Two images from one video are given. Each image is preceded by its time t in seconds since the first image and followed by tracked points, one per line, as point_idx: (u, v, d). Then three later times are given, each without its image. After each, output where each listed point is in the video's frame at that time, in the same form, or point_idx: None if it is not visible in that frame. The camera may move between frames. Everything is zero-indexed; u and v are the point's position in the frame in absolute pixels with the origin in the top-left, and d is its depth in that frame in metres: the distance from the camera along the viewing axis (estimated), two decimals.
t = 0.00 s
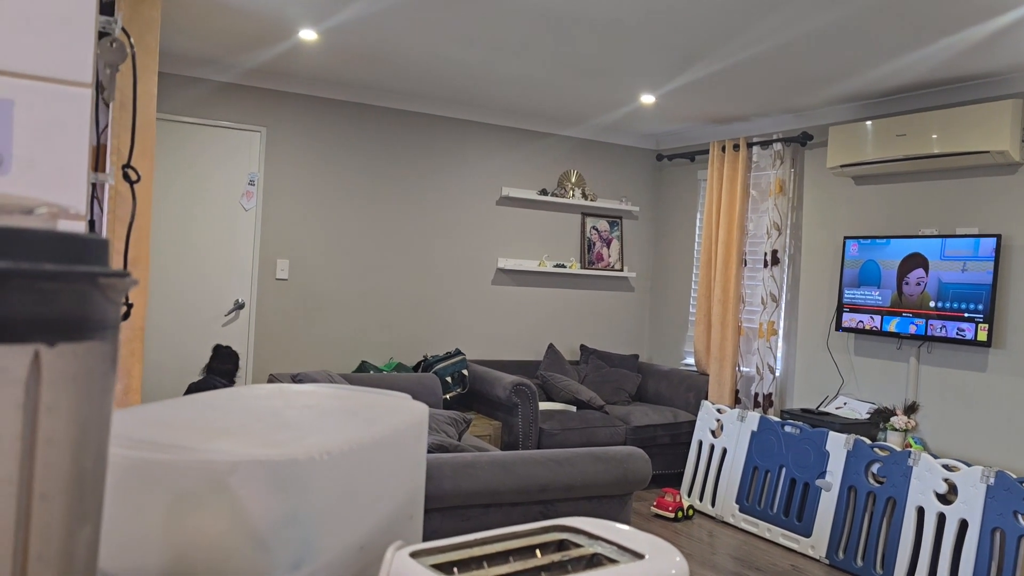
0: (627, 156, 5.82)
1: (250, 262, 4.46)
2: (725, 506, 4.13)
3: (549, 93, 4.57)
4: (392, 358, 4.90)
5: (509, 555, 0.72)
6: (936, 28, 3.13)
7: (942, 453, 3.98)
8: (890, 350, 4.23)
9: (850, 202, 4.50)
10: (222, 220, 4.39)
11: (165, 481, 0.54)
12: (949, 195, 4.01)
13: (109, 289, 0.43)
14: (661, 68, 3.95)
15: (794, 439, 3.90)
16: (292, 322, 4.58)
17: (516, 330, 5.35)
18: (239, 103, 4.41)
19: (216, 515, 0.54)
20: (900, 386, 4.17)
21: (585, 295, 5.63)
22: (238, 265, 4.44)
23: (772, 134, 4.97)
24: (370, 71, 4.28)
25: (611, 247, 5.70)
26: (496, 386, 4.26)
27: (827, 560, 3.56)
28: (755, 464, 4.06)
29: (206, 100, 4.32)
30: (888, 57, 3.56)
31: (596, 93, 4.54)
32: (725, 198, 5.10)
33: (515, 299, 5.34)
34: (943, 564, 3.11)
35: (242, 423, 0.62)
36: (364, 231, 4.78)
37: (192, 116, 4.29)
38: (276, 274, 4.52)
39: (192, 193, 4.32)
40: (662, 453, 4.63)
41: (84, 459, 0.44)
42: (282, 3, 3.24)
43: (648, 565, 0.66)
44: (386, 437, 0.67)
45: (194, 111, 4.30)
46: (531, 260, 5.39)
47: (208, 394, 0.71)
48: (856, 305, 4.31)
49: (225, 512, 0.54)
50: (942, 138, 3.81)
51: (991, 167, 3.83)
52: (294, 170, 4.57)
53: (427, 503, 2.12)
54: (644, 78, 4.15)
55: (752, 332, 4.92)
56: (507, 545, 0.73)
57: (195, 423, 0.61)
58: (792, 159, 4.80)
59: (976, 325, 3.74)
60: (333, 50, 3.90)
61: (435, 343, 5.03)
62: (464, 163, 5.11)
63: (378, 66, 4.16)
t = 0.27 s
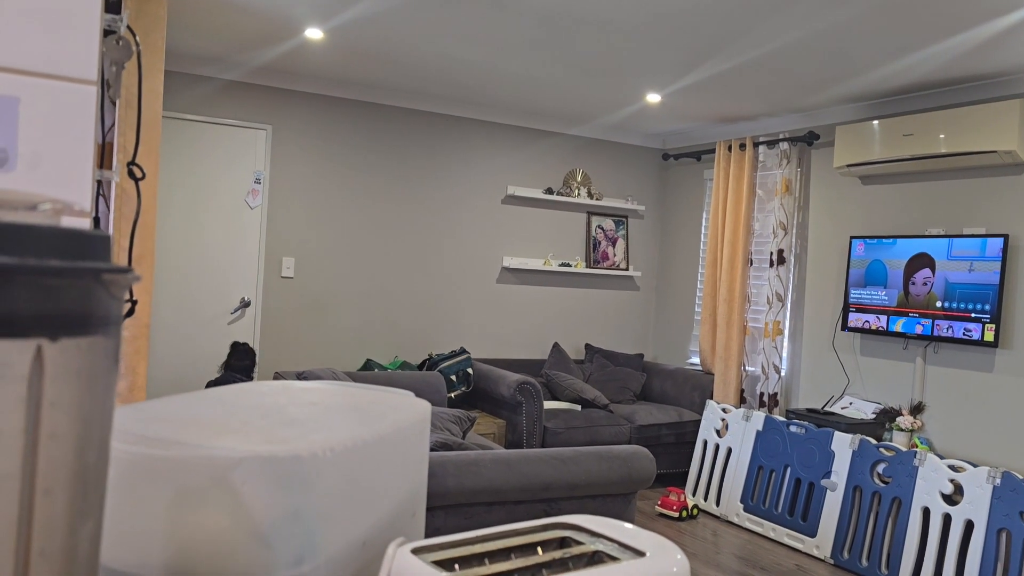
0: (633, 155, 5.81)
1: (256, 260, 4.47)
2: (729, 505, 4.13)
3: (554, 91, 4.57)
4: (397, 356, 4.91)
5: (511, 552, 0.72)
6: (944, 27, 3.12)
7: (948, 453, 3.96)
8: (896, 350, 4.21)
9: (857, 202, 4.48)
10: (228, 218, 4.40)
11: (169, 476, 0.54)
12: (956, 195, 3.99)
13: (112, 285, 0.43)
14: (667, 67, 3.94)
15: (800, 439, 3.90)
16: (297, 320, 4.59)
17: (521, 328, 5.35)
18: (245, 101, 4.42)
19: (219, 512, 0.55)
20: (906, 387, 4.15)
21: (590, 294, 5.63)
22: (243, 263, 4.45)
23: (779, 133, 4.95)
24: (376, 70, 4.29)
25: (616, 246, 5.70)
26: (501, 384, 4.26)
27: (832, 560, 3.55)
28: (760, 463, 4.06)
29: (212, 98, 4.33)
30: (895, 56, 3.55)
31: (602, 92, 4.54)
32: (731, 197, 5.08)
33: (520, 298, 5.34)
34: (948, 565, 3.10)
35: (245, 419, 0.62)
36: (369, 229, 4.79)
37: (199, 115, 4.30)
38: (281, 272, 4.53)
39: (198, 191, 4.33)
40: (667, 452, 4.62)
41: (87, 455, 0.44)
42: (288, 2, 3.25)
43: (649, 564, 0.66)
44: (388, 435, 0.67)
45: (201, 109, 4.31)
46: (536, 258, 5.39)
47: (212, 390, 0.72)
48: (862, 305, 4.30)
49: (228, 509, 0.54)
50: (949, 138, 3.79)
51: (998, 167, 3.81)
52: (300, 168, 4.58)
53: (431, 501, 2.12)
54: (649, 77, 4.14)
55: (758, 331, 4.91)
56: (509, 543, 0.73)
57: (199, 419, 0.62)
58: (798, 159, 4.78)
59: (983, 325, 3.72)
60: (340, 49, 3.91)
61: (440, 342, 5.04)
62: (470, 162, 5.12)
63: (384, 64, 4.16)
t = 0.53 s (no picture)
0: (635, 154, 5.81)
1: (259, 258, 4.48)
2: (731, 505, 4.13)
3: (557, 90, 4.57)
4: (399, 355, 4.91)
5: (511, 550, 0.73)
6: (947, 27, 3.11)
7: (950, 454, 3.96)
8: (899, 350, 4.21)
9: (860, 202, 4.48)
10: (231, 217, 4.41)
11: (172, 473, 0.55)
12: (959, 195, 3.98)
13: (115, 285, 0.44)
14: (669, 66, 3.94)
15: (802, 439, 3.90)
16: (300, 319, 4.60)
17: (523, 327, 5.35)
18: (248, 100, 4.43)
19: (222, 508, 0.55)
20: (909, 387, 4.15)
21: (593, 293, 5.63)
22: (246, 262, 4.46)
23: (782, 133, 4.95)
24: (379, 69, 4.29)
25: (619, 245, 5.70)
26: (504, 383, 4.26)
27: (833, 560, 3.55)
28: (762, 463, 4.06)
29: (216, 97, 4.34)
30: (898, 56, 3.55)
31: (605, 91, 4.54)
32: (734, 196, 5.08)
33: (522, 297, 5.35)
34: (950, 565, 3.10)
35: (249, 417, 0.63)
36: (372, 228, 4.79)
37: (202, 114, 4.31)
38: (284, 270, 4.54)
39: (201, 190, 4.34)
40: (669, 451, 4.63)
41: (92, 454, 0.45)
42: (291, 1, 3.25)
43: (649, 562, 0.67)
44: (389, 433, 0.67)
45: (205, 108, 4.32)
46: (539, 258, 5.39)
47: (217, 388, 0.72)
48: (865, 305, 4.29)
49: (230, 506, 0.55)
50: (953, 136, 3.78)
51: (1002, 167, 3.80)
52: (303, 167, 4.59)
53: (434, 500, 2.13)
54: (652, 76, 4.14)
55: (760, 331, 4.91)
56: (509, 540, 0.73)
57: (204, 416, 0.62)
58: (801, 158, 4.78)
59: (986, 325, 3.72)
60: (343, 48, 3.92)
61: (442, 341, 5.05)
62: (472, 161, 5.12)
63: (387, 63, 4.17)
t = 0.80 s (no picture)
0: (638, 153, 5.80)
1: (262, 256, 4.49)
2: (733, 504, 4.12)
3: (560, 89, 4.56)
4: (402, 353, 4.92)
5: (513, 548, 0.73)
6: (951, 26, 3.10)
7: (953, 453, 3.96)
8: (902, 349, 4.20)
9: (863, 200, 4.47)
10: (234, 214, 4.41)
11: (173, 470, 0.55)
12: (963, 194, 3.97)
13: (118, 283, 0.44)
14: (672, 64, 3.93)
15: (804, 438, 3.89)
16: (303, 316, 4.61)
17: (526, 326, 5.36)
18: (251, 98, 4.43)
19: (223, 506, 0.55)
20: (911, 386, 4.15)
21: (596, 291, 5.63)
22: (249, 259, 4.46)
23: (785, 131, 4.94)
24: (381, 67, 4.29)
25: (621, 244, 5.69)
26: (506, 381, 4.26)
27: (836, 559, 3.55)
28: (764, 462, 4.05)
29: (219, 95, 4.35)
30: (902, 54, 3.54)
31: (608, 90, 4.53)
32: (737, 195, 5.07)
33: (525, 295, 5.34)
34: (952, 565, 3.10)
35: (251, 415, 0.63)
36: (375, 226, 4.80)
37: (204, 111, 4.32)
38: (287, 268, 4.54)
39: (204, 188, 4.34)
40: (671, 450, 4.62)
41: (94, 452, 0.45)
42: None
43: (651, 561, 0.67)
44: (391, 432, 0.67)
45: (207, 105, 4.32)
46: (542, 256, 5.39)
47: (218, 386, 0.72)
48: (867, 303, 4.29)
49: (231, 503, 0.55)
50: (956, 135, 3.77)
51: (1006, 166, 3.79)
52: (306, 165, 4.59)
53: (436, 498, 2.13)
54: (655, 74, 4.13)
55: (763, 330, 4.90)
56: (511, 539, 0.73)
57: (205, 414, 0.62)
58: (805, 157, 4.77)
59: (989, 324, 3.71)
60: (346, 46, 3.92)
61: (444, 339, 5.05)
62: (475, 159, 5.12)
63: (390, 61, 4.17)
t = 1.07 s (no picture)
0: (641, 151, 5.79)
1: (265, 254, 4.49)
2: (736, 502, 4.11)
3: (562, 87, 4.55)
4: (404, 351, 4.91)
5: (518, 548, 0.72)
6: (956, 24, 3.09)
7: (956, 452, 3.95)
8: (905, 349, 4.19)
9: (867, 199, 4.45)
10: (236, 213, 4.41)
11: (177, 469, 0.54)
12: (967, 193, 3.95)
13: (123, 282, 0.43)
14: (676, 63, 3.92)
15: (807, 437, 3.88)
16: (305, 315, 4.60)
17: (528, 324, 5.35)
18: (254, 96, 4.43)
19: (227, 505, 0.55)
20: (914, 385, 4.13)
21: (598, 290, 5.62)
22: (252, 257, 4.46)
23: (788, 130, 4.93)
24: (384, 65, 4.29)
25: (624, 242, 5.69)
26: (508, 380, 4.26)
27: (838, 559, 3.54)
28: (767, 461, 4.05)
29: (221, 93, 4.34)
30: (906, 53, 3.52)
31: (610, 88, 4.52)
32: (740, 193, 5.06)
33: (527, 294, 5.34)
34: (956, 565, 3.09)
35: (255, 414, 0.63)
36: (377, 225, 4.79)
37: (207, 109, 4.32)
38: (289, 266, 4.54)
39: (206, 186, 4.34)
40: (674, 449, 4.62)
41: (98, 450, 0.44)
42: None
43: (658, 561, 0.66)
44: (395, 431, 0.67)
45: (210, 104, 4.32)
46: (544, 255, 5.38)
47: (222, 384, 0.72)
48: (870, 302, 4.28)
49: (236, 501, 0.55)
50: (959, 135, 3.76)
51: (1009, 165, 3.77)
52: (309, 163, 4.58)
53: (438, 496, 2.13)
54: (658, 73, 4.12)
55: (766, 329, 4.89)
56: (517, 538, 0.73)
57: (209, 413, 0.62)
58: (808, 156, 4.76)
59: (992, 324, 3.70)
60: (348, 44, 3.91)
61: (447, 337, 5.04)
62: (478, 157, 5.11)
63: (392, 59, 4.16)
